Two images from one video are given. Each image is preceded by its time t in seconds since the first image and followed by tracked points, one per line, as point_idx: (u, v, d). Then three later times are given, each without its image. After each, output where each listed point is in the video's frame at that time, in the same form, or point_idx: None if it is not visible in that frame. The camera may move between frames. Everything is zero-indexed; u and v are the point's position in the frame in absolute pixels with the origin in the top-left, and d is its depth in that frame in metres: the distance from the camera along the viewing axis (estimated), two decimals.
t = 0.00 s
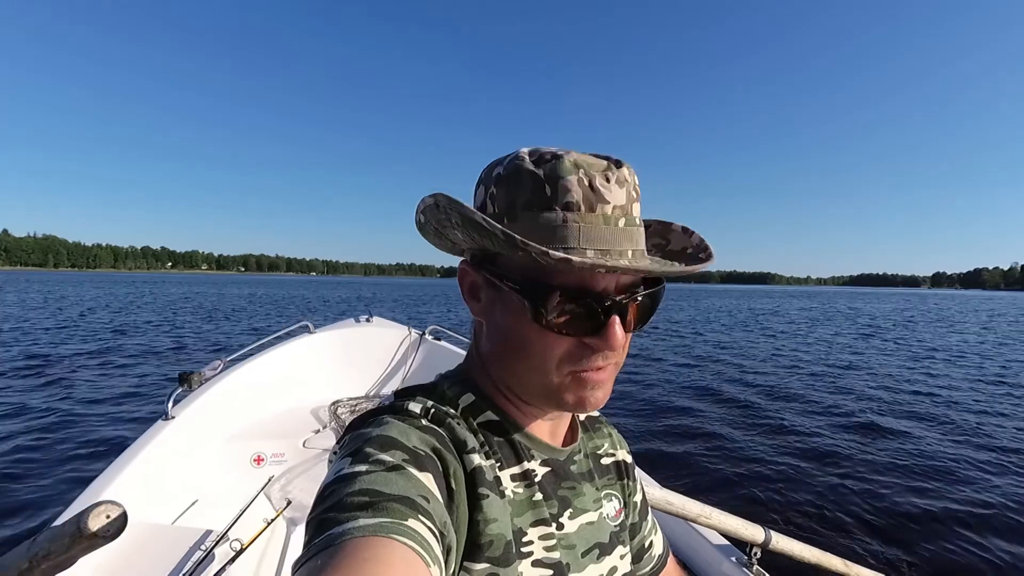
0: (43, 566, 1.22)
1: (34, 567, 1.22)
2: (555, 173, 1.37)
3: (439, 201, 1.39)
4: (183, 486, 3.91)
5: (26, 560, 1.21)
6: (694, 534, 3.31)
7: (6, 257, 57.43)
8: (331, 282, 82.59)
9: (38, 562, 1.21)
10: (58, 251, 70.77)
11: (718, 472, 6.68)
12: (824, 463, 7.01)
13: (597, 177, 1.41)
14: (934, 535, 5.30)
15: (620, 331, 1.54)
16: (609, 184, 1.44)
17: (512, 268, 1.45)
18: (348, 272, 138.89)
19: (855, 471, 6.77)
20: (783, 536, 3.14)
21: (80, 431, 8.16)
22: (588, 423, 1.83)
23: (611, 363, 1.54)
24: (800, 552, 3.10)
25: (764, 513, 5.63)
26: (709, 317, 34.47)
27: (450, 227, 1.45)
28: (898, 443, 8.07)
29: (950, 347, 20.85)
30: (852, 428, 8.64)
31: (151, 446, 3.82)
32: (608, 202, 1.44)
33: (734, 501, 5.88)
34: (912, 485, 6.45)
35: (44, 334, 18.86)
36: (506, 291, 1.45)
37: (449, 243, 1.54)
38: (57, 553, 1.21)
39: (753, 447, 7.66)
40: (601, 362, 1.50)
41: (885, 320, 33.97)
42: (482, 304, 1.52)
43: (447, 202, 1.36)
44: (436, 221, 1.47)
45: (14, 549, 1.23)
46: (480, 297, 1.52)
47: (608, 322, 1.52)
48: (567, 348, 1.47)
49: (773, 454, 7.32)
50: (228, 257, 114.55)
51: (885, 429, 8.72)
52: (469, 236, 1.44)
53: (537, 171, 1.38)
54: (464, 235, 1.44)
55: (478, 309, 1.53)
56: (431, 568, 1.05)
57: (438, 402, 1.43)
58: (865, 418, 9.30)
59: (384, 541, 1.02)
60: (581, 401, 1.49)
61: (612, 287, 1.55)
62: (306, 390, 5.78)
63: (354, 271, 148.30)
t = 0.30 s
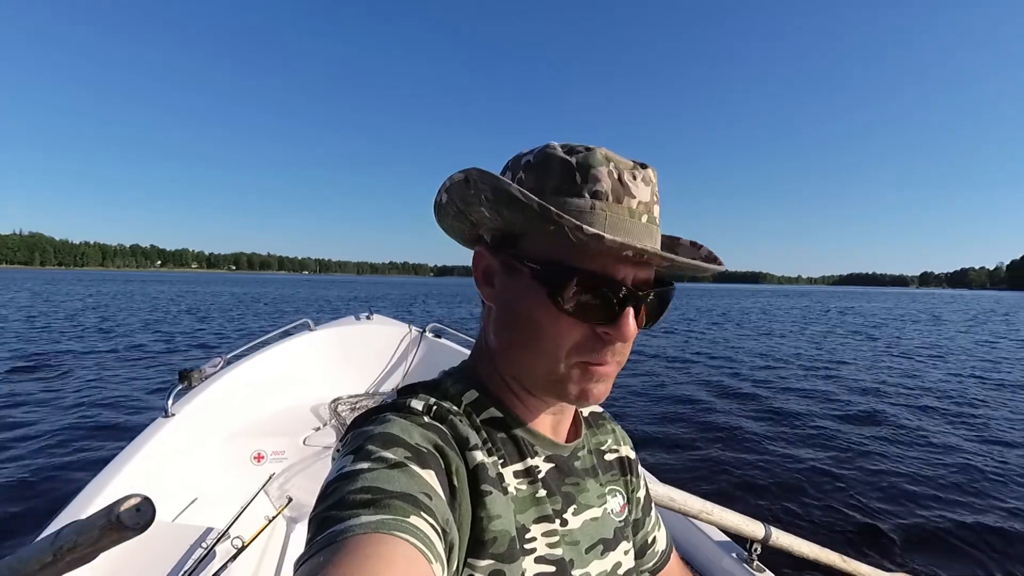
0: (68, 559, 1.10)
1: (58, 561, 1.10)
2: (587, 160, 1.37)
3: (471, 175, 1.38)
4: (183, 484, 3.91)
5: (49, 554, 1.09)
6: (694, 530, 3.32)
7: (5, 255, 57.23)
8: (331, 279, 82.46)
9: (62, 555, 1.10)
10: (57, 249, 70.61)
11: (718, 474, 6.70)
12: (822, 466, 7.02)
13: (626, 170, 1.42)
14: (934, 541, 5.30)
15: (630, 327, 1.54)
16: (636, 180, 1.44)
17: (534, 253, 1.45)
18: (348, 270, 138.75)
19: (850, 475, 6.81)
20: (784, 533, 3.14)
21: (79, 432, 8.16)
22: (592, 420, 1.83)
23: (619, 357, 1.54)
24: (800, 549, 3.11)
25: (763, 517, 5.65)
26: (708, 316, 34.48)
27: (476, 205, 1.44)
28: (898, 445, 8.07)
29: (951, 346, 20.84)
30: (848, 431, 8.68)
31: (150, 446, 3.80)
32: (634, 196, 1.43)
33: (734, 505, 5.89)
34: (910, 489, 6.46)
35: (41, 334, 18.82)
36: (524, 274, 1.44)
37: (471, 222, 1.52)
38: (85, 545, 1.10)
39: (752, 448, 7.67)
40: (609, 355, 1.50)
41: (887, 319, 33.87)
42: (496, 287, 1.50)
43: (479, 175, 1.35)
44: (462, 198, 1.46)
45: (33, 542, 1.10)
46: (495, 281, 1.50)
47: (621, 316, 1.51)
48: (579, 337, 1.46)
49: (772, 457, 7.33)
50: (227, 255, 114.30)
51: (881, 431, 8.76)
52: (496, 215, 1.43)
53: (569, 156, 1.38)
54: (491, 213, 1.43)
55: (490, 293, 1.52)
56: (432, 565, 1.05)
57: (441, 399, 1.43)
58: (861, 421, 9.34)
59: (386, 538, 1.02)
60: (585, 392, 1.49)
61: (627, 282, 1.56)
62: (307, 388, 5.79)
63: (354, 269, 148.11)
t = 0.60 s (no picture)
0: (77, 558, 1.12)
1: (67, 559, 1.12)
2: (629, 178, 1.37)
3: (514, 180, 1.35)
4: (179, 485, 3.89)
5: (57, 553, 1.11)
6: (691, 530, 3.32)
7: None
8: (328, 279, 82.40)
9: (70, 554, 1.12)
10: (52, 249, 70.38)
11: (715, 475, 6.71)
12: (819, 467, 7.04)
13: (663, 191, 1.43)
14: (928, 542, 5.33)
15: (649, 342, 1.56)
16: (670, 201, 1.46)
17: (565, 263, 1.44)
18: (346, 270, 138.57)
19: (844, 475, 6.85)
20: (780, 532, 3.15)
21: (74, 433, 8.14)
22: (587, 421, 1.83)
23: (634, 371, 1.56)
24: (796, 548, 3.12)
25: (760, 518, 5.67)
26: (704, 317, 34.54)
27: (511, 209, 1.41)
28: (894, 445, 8.10)
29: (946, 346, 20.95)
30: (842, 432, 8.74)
31: (146, 447, 3.79)
32: (667, 217, 1.45)
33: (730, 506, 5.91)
34: (906, 490, 6.49)
35: (37, 334, 18.83)
36: (553, 283, 1.43)
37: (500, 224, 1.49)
38: (91, 546, 1.11)
39: (749, 449, 7.69)
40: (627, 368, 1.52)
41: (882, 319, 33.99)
42: (518, 293, 1.47)
43: (524, 183, 1.33)
44: (497, 199, 1.42)
45: (43, 540, 1.13)
46: (518, 287, 1.47)
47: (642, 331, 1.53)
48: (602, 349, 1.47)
49: (769, 458, 7.35)
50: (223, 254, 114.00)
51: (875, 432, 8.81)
52: (532, 222, 1.42)
53: (612, 171, 1.37)
54: (526, 220, 1.42)
55: (511, 299, 1.49)
56: (427, 566, 1.05)
57: (436, 400, 1.43)
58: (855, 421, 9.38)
59: (381, 539, 1.02)
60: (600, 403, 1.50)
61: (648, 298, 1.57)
62: (304, 388, 5.78)
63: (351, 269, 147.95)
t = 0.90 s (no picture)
0: (79, 551, 1.13)
1: (70, 552, 1.13)
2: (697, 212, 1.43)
3: (625, 209, 1.29)
4: (180, 486, 3.88)
5: (60, 547, 1.13)
6: (693, 533, 3.32)
7: None
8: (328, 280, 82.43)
9: (73, 548, 1.12)
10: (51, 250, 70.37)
11: (716, 475, 6.70)
12: (822, 468, 7.03)
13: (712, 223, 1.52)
14: (931, 542, 5.32)
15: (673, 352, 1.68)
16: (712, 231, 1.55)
17: (631, 286, 1.46)
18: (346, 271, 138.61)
19: (847, 475, 6.84)
20: (783, 535, 3.14)
21: (73, 433, 8.12)
22: (589, 421, 1.82)
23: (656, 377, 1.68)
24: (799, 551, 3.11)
25: (763, 517, 5.65)
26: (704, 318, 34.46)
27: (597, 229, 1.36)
28: (896, 446, 8.09)
29: (947, 348, 20.92)
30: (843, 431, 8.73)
31: (147, 449, 3.77)
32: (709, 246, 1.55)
33: (734, 505, 5.90)
34: (909, 490, 6.48)
35: (36, 333, 18.84)
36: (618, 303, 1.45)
37: (572, 240, 1.43)
38: (94, 539, 1.11)
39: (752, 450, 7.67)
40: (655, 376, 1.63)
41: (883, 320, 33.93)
42: (575, 310, 1.45)
43: (638, 215, 1.29)
44: (587, 219, 1.35)
45: (48, 534, 1.14)
46: (575, 303, 1.45)
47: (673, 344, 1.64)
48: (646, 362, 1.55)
49: (772, 458, 7.34)
50: (224, 255, 114.09)
51: (877, 432, 8.80)
52: (620, 247, 1.41)
53: (684, 205, 1.40)
54: (618, 244, 1.41)
55: (565, 315, 1.45)
56: (429, 567, 1.05)
57: (438, 401, 1.42)
58: (857, 420, 9.38)
59: (384, 541, 1.02)
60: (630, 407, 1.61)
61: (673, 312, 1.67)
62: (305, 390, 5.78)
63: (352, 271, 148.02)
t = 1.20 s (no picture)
0: (85, 548, 1.14)
1: (75, 548, 1.13)
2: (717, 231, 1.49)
3: (666, 219, 1.32)
4: (177, 486, 3.87)
5: (65, 544, 1.13)
6: (692, 534, 3.33)
7: None
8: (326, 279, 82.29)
9: (79, 544, 1.12)
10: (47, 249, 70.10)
11: (712, 477, 6.73)
12: (818, 470, 7.06)
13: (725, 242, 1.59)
14: (927, 544, 5.34)
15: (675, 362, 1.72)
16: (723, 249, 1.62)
17: (654, 295, 1.48)
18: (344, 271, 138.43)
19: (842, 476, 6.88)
20: (782, 536, 3.14)
21: (71, 434, 8.11)
22: (592, 423, 1.82)
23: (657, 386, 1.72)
24: (798, 552, 3.12)
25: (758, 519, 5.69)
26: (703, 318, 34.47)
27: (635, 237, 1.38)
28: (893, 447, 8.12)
29: (945, 348, 20.95)
30: (837, 432, 8.79)
31: (144, 449, 3.76)
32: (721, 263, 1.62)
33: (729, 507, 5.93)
34: (904, 492, 6.51)
35: (31, 332, 18.77)
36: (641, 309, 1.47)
37: (606, 245, 1.42)
38: (101, 535, 1.12)
39: (748, 451, 7.70)
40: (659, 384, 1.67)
41: (880, 320, 33.97)
42: (598, 313, 1.45)
43: (677, 225, 1.34)
44: (627, 225, 1.36)
45: (52, 531, 1.14)
46: (599, 306, 1.45)
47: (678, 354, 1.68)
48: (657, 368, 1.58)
49: (769, 459, 7.36)
50: (220, 254, 113.67)
51: (874, 433, 8.84)
52: (652, 256, 1.42)
53: (705, 221, 1.46)
54: (652, 253, 1.42)
55: (588, 318, 1.45)
56: (434, 568, 1.05)
57: (443, 402, 1.42)
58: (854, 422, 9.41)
59: (389, 542, 1.02)
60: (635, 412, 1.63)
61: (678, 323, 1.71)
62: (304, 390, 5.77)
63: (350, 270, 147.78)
